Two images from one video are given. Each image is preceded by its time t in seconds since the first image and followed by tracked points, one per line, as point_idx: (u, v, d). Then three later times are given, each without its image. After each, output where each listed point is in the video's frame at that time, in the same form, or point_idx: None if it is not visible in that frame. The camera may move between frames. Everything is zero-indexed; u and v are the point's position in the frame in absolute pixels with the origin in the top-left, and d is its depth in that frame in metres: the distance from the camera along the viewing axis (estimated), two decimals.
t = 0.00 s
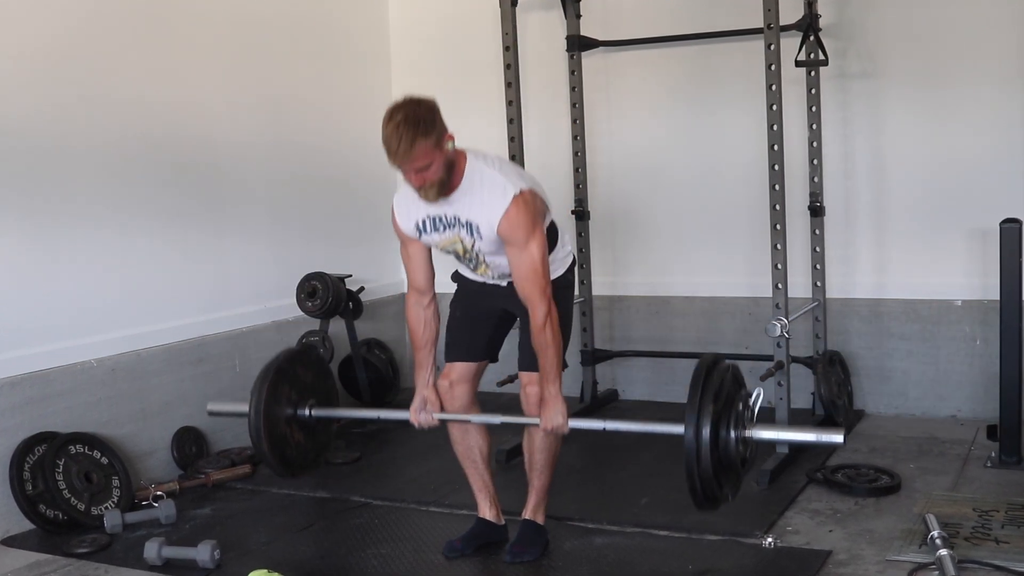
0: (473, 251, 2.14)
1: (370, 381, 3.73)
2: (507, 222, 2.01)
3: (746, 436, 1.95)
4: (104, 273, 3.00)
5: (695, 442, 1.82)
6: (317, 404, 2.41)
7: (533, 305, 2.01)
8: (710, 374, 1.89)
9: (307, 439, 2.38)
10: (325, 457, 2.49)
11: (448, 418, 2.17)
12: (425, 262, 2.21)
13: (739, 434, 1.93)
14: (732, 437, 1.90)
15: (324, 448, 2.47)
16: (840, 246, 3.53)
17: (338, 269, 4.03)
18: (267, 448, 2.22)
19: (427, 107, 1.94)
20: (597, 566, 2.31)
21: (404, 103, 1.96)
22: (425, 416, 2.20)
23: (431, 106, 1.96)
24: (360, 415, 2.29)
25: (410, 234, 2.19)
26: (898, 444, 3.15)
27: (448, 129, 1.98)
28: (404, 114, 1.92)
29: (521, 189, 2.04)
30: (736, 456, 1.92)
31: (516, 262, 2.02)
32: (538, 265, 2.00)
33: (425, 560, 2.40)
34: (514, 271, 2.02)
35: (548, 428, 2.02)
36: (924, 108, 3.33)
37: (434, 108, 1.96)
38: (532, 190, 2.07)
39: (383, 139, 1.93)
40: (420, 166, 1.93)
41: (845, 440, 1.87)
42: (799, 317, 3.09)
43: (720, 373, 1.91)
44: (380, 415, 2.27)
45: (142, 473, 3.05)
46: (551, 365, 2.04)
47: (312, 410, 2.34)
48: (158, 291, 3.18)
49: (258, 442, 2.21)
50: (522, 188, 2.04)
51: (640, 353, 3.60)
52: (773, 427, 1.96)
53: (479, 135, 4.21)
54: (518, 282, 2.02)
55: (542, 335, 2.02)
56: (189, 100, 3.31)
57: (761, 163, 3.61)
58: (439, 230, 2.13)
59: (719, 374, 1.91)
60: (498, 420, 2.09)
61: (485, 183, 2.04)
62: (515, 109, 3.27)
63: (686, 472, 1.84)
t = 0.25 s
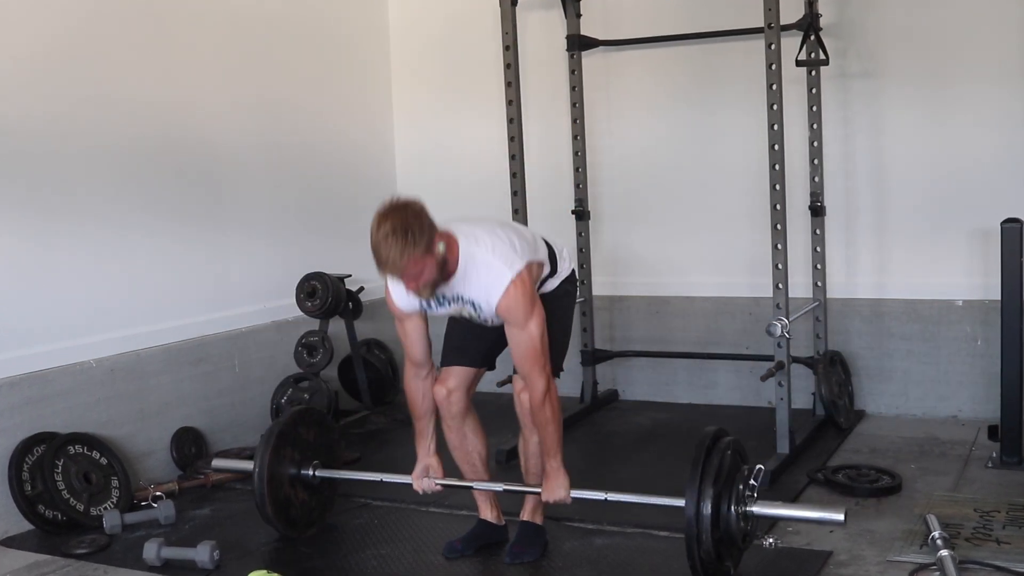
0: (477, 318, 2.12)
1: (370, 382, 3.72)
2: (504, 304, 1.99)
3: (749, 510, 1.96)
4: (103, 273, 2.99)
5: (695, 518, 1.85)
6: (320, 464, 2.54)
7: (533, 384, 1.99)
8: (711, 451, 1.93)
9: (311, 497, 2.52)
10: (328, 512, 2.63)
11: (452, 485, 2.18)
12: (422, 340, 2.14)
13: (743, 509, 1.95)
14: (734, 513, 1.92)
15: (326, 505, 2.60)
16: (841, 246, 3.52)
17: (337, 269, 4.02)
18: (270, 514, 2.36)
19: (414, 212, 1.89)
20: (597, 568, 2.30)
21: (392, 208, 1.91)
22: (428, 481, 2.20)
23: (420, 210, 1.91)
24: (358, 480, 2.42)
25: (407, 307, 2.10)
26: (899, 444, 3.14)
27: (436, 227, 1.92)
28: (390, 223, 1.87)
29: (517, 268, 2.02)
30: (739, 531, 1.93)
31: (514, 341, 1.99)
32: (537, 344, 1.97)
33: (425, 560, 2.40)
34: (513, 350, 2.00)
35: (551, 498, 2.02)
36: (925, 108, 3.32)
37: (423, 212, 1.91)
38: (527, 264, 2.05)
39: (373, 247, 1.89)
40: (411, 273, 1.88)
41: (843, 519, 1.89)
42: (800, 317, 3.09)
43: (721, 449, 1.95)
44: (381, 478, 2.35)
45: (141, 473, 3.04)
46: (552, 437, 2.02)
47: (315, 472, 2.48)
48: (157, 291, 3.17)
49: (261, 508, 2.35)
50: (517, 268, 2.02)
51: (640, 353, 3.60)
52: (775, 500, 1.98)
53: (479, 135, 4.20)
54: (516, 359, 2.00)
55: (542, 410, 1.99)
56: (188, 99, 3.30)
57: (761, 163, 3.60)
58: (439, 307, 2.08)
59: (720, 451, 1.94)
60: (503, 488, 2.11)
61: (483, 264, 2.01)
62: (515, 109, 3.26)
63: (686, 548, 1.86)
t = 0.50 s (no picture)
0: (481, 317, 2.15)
1: (369, 382, 3.72)
2: (498, 311, 1.98)
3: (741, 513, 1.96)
4: (103, 273, 2.99)
5: (687, 519, 1.84)
6: (318, 465, 2.53)
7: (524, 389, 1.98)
8: (703, 453, 1.92)
9: (308, 497, 2.52)
10: (328, 513, 2.62)
11: (450, 487, 2.18)
12: (417, 347, 2.14)
13: (735, 512, 1.94)
14: (728, 516, 1.91)
15: (325, 505, 2.60)
16: (842, 246, 3.51)
17: (337, 269, 4.02)
18: (268, 515, 2.36)
19: (412, 253, 1.87)
20: (597, 568, 2.29)
21: (385, 247, 1.88)
22: (424, 484, 2.20)
23: (413, 244, 1.89)
24: (356, 480, 2.41)
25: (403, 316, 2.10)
26: (899, 444, 3.13)
27: (432, 253, 1.93)
28: (392, 271, 1.85)
29: (510, 276, 2.00)
30: (732, 534, 1.93)
31: (506, 345, 1.99)
32: (528, 349, 1.97)
33: (424, 561, 2.39)
34: (506, 356, 2.00)
35: (544, 502, 2.03)
36: (926, 107, 3.32)
37: (417, 244, 1.90)
38: (520, 269, 2.03)
39: (374, 291, 1.89)
40: (415, 308, 1.92)
41: (838, 520, 1.88)
42: (801, 317, 3.08)
43: (714, 451, 1.94)
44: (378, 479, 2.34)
45: (140, 474, 3.03)
46: (545, 443, 2.01)
47: (312, 472, 2.47)
48: (156, 291, 3.16)
49: (259, 510, 2.35)
50: (509, 277, 2.00)
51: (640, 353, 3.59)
52: (767, 504, 1.98)
53: (479, 135, 4.20)
54: (508, 364, 2.00)
55: (533, 415, 2.00)
56: (188, 99, 3.29)
57: (762, 162, 3.59)
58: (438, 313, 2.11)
59: (713, 453, 1.93)
60: (498, 491, 2.12)
61: (477, 276, 2.00)
62: (515, 109, 3.25)
63: (678, 552, 1.85)
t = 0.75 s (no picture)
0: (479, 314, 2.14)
1: (368, 382, 3.71)
2: (494, 311, 1.97)
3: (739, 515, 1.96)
4: (102, 273, 2.98)
5: (683, 524, 1.83)
6: (318, 465, 2.53)
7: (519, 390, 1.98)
8: (699, 456, 1.92)
9: (308, 497, 2.51)
10: (328, 513, 2.62)
11: (449, 488, 2.17)
12: (417, 347, 2.14)
13: (733, 515, 1.94)
14: (725, 519, 1.90)
15: (325, 506, 2.59)
16: (843, 245, 3.50)
17: (337, 269, 4.01)
18: (267, 514, 2.35)
19: (410, 258, 1.87)
20: (597, 568, 2.29)
21: (382, 253, 1.88)
22: (423, 485, 2.21)
23: (410, 249, 1.89)
24: (355, 480, 2.41)
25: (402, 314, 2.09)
26: (900, 445, 3.13)
27: (429, 258, 1.93)
28: (390, 276, 1.86)
29: (504, 277, 1.97)
30: (730, 537, 1.92)
31: (502, 345, 1.97)
32: (524, 350, 1.96)
33: (424, 561, 2.38)
34: (501, 355, 1.99)
35: (540, 503, 2.03)
36: (927, 107, 3.31)
37: (414, 249, 1.90)
38: (513, 268, 2.00)
39: (372, 297, 1.89)
40: (414, 312, 1.93)
41: (836, 524, 1.88)
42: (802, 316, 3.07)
43: (709, 454, 1.93)
44: (378, 480, 2.34)
45: (140, 474, 3.03)
46: (540, 442, 2.01)
47: (312, 472, 2.47)
48: (156, 291, 3.16)
49: (258, 509, 2.34)
50: (504, 278, 1.97)
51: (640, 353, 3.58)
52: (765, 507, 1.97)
53: (479, 134, 4.19)
54: (503, 364, 1.99)
55: (529, 416, 1.99)
56: (187, 99, 3.29)
57: (762, 162, 3.59)
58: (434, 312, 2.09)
59: (709, 456, 1.93)
60: (496, 493, 2.11)
61: (471, 278, 1.98)
62: (515, 108, 3.25)
63: (675, 555, 1.85)
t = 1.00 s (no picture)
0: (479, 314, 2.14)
1: (368, 382, 3.70)
2: (494, 311, 1.96)
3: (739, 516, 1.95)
4: (102, 273, 2.97)
5: (684, 525, 1.82)
6: (318, 466, 2.52)
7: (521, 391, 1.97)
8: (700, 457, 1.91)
9: (308, 497, 2.51)
10: (328, 514, 2.61)
11: (449, 489, 2.16)
12: (418, 347, 2.13)
13: (733, 516, 1.93)
14: (726, 520, 1.90)
15: (325, 506, 2.59)
16: (844, 245, 3.50)
17: (337, 269, 4.01)
18: (267, 514, 2.35)
19: (409, 259, 1.87)
20: (597, 569, 2.28)
21: (382, 253, 1.88)
22: (423, 485, 2.20)
23: (410, 250, 1.89)
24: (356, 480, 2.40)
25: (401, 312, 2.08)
26: (901, 445, 3.12)
27: (429, 259, 1.92)
28: (388, 277, 1.85)
29: (504, 278, 1.96)
30: (730, 538, 1.91)
31: (503, 346, 1.96)
32: (525, 351, 1.95)
33: (424, 562, 2.37)
34: (501, 355, 1.98)
35: (541, 504, 2.03)
36: (928, 106, 3.30)
37: (413, 250, 1.89)
38: (514, 268, 1.99)
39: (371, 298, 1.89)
40: (414, 313, 1.92)
41: (837, 525, 1.87)
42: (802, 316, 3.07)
43: (711, 455, 1.92)
44: (378, 480, 2.33)
45: (139, 474, 3.02)
46: (541, 445, 2.00)
47: (312, 472, 2.46)
48: (155, 291, 3.15)
49: (258, 509, 2.33)
50: (504, 278, 1.96)
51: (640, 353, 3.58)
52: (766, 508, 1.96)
53: (479, 134, 4.19)
54: (504, 364, 1.98)
55: (529, 418, 1.98)
56: (187, 99, 3.28)
57: (763, 162, 3.58)
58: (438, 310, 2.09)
59: (710, 457, 1.92)
60: (497, 492, 2.10)
61: (472, 278, 1.97)
62: (515, 108, 3.24)
63: (676, 555, 1.84)
